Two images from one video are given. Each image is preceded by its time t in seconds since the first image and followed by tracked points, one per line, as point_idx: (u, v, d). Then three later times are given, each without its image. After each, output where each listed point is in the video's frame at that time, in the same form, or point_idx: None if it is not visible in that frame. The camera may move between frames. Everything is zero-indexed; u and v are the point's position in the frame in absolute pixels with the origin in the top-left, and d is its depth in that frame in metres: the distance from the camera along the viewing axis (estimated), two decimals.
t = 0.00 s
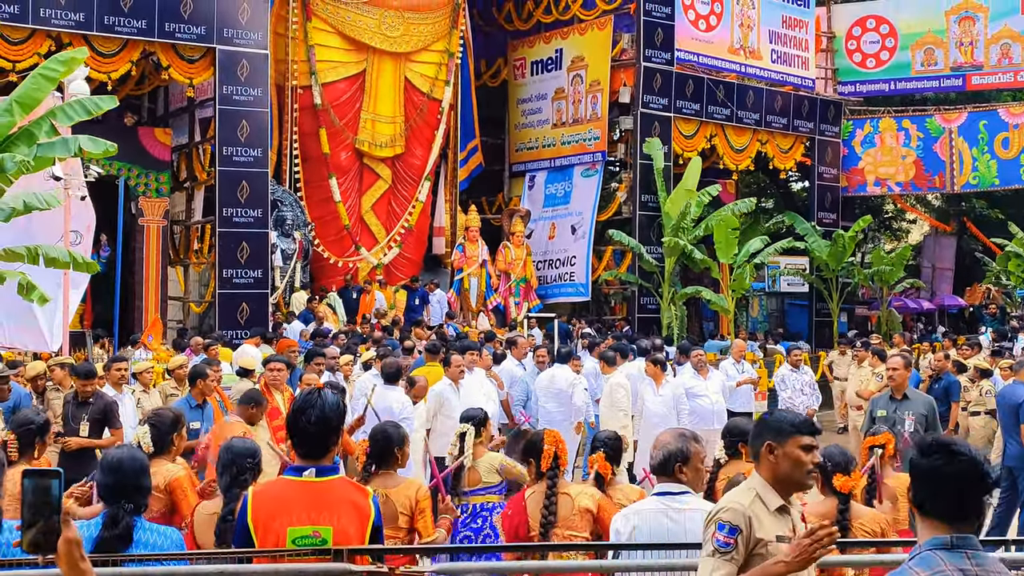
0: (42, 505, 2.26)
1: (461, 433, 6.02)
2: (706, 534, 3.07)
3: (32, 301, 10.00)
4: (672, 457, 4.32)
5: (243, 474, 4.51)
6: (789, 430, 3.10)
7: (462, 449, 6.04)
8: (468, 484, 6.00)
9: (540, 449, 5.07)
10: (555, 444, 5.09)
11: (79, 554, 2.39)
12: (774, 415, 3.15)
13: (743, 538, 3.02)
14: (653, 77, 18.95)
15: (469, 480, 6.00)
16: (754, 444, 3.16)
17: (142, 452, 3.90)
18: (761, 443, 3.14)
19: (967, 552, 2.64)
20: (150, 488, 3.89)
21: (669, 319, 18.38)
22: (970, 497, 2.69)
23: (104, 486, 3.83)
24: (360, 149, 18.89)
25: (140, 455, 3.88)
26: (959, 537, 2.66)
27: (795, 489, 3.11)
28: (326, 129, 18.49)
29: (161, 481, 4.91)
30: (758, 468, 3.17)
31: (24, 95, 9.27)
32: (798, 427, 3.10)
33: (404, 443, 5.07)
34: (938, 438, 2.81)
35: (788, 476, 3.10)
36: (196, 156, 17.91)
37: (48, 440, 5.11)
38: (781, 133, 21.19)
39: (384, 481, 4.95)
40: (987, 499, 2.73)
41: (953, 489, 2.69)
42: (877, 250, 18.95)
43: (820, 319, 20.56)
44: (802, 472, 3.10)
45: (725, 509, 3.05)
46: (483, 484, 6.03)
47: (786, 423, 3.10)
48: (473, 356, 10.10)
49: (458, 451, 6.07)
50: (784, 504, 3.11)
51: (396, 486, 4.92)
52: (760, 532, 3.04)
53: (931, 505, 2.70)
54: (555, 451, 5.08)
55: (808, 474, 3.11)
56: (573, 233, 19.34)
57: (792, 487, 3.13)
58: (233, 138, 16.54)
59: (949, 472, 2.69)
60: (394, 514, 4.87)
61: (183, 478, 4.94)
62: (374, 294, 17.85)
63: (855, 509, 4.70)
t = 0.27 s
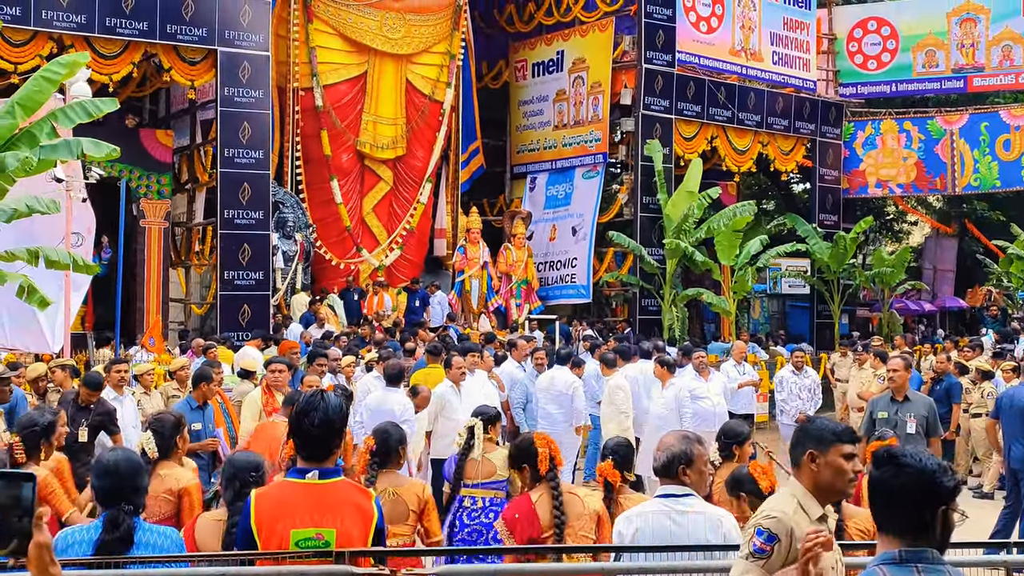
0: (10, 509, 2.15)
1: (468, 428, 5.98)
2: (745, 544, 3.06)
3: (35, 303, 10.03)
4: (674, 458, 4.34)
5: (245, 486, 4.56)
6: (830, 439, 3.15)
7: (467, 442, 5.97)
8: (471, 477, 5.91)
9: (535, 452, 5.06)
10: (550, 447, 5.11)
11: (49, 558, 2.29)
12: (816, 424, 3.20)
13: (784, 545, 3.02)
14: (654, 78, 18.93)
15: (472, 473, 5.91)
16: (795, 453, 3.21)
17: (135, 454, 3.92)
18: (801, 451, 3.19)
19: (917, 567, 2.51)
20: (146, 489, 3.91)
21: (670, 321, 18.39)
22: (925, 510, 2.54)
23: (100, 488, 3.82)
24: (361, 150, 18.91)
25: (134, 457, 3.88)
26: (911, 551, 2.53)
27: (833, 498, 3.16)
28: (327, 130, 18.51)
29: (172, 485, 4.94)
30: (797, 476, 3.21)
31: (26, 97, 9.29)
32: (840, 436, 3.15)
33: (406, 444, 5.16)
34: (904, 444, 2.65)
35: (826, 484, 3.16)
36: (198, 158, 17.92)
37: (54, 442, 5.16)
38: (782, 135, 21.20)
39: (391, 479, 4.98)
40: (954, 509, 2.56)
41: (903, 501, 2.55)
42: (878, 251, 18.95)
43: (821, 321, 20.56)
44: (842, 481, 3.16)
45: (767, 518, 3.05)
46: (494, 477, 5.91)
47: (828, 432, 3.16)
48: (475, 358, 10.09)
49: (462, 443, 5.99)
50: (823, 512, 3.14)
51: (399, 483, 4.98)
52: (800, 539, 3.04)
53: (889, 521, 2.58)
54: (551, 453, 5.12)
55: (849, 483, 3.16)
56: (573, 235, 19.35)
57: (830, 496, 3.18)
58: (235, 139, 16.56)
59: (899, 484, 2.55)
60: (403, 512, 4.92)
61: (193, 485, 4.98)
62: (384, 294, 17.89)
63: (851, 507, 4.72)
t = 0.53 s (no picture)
0: None
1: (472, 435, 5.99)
2: (810, 555, 3.32)
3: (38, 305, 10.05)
4: (680, 461, 4.30)
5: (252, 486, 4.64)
6: (862, 443, 3.54)
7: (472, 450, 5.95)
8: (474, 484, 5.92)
9: (530, 452, 5.07)
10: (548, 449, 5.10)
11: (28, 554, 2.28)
12: (849, 432, 3.57)
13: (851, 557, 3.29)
14: (656, 80, 18.92)
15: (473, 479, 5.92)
16: (832, 461, 3.57)
17: (136, 458, 3.93)
18: (838, 461, 3.56)
19: (914, 571, 2.48)
20: (146, 493, 3.92)
21: (672, 323, 18.40)
22: (928, 515, 2.50)
23: (101, 490, 3.84)
24: (363, 152, 18.91)
25: (135, 460, 3.91)
26: (909, 556, 2.51)
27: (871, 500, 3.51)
28: (329, 132, 18.51)
29: (181, 485, 4.97)
30: (834, 486, 3.54)
31: (26, 98, 9.31)
32: (871, 439, 3.54)
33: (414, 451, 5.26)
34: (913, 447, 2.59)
35: (863, 487, 3.51)
36: (200, 160, 17.94)
37: (65, 448, 5.13)
38: (784, 137, 21.21)
39: (398, 487, 5.11)
40: (961, 513, 2.51)
41: (904, 507, 2.51)
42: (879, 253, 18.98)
43: (823, 323, 20.56)
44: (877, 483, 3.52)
45: (824, 530, 3.33)
46: (498, 486, 5.95)
47: (861, 439, 3.54)
48: (477, 361, 10.10)
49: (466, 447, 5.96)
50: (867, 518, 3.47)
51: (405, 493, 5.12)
52: (857, 541, 3.33)
53: (893, 524, 2.55)
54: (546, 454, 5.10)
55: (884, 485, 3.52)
56: (575, 236, 19.35)
57: (867, 500, 3.52)
58: (237, 141, 16.57)
59: (902, 489, 2.51)
60: (414, 519, 5.03)
61: (202, 485, 5.01)
62: (389, 295, 17.90)
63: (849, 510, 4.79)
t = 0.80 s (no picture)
0: None
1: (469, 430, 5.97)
2: (884, 572, 3.06)
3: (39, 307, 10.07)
4: (682, 464, 4.29)
5: (246, 488, 4.57)
6: (914, 443, 3.23)
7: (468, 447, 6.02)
8: (464, 481, 6.03)
9: (536, 454, 5.15)
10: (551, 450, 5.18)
11: (14, 541, 2.74)
12: (898, 433, 3.25)
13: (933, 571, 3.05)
14: (657, 82, 18.92)
15: (469, 477, 6.00)
16: (883, 465, 3.26)
17: (139, 461, 3.94)
18: (889, 464, 3.26)
19: None
20: (148, 496, 3.92)
21: (673, 325, 18.40)
22: (989, 527, 2.52)
23: (104, 492, 3.83)
24: (364, 155, 18.90)
25: (138, 463, 3.91)
26: (957, 562, 2.53)
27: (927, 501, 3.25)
28: (331, 135, 18.50)
29: (169, 484, 4.95)
30: (884, 487, 3.27)
31: (27, 99, 9.42)
32: (921, 439, 3.24)
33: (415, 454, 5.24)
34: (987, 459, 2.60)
35: (918, 489, 3.24)
36: (201, 163, 17.94)
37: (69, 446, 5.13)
38: (785, 139, 21.20)
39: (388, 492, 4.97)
40: (1019, 534, 2.53)
41: (969, 516, 2.53)
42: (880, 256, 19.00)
43: (825, 325, 20.55)
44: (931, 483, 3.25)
45: (896, 541, 3.07)
46: (483, 482, 6.02)
47: (911, 439, 3.23)
48: (478, 363, 10.08)
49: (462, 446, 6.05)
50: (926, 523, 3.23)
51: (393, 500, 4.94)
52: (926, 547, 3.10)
53: (947, 526, 2.57)
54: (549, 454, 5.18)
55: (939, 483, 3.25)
56: (576, 239, 19.35)
57: (919, 501, 3.26)
58: (239, 144, 16.57)
59: (966, 499, 2.53)
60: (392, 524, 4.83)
61: (191, 481, 4.99)
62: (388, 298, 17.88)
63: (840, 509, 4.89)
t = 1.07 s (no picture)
0: None
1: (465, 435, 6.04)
2: (937, 571, 3.11)
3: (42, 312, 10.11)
4: (683, 467, 4.29)
5: (233, 487, 4.55)
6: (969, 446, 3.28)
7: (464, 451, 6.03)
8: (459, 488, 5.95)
9: (538, 458, 5.13)
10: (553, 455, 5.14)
11: None
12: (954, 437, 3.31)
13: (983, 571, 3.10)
14: (658, 86, 18.94)
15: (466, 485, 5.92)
16: (939, 466, 3.30)
17: (145, 464, 3.89)
18: (945, 465, 3.30)
19: None
20: (153, 499, 3.89)
21: (675, 329, 18.41)
22: None
23: (110, 495, 3.79)
24: (366, 158, 18.90)
25: (144, 466, 3.86)
26: None
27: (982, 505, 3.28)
28: (333, 138, 18.51)
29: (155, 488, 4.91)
30: (937, 487, 3.31)
31: (27, 102, 9.55)
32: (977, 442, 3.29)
33: (420, 454, 5.20)
34: None
35: (973, 492, 3.28)
36: (203, 166, 17.94)
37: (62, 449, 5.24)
38: (787, 142, 21.20)
39: (397, 495, 5.06)
40: None
41: None
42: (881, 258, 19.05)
43: (826, 328, 20.55)
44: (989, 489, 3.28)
45: (950, 543, 3.12)
46: (473, 488, 5.90)
47: (965, 441, 3.29)
48: (479, 367, 10.07)
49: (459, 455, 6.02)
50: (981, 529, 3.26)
51: (406, 501, 5.04)
52: (977, 549, 3.17)
53: None
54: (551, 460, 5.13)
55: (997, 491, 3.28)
56: (577, 242, 19.33)
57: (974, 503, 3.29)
58: (240, 147, 16.58)
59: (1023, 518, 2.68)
60: (402, 528, 4.97)
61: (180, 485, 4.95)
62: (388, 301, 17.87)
63: (831, 509, 4.96)
